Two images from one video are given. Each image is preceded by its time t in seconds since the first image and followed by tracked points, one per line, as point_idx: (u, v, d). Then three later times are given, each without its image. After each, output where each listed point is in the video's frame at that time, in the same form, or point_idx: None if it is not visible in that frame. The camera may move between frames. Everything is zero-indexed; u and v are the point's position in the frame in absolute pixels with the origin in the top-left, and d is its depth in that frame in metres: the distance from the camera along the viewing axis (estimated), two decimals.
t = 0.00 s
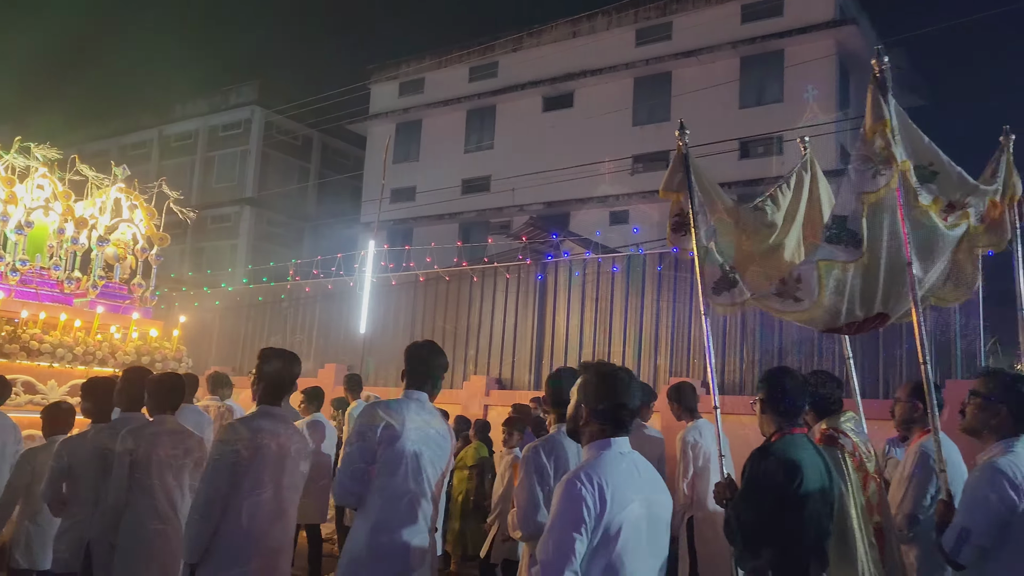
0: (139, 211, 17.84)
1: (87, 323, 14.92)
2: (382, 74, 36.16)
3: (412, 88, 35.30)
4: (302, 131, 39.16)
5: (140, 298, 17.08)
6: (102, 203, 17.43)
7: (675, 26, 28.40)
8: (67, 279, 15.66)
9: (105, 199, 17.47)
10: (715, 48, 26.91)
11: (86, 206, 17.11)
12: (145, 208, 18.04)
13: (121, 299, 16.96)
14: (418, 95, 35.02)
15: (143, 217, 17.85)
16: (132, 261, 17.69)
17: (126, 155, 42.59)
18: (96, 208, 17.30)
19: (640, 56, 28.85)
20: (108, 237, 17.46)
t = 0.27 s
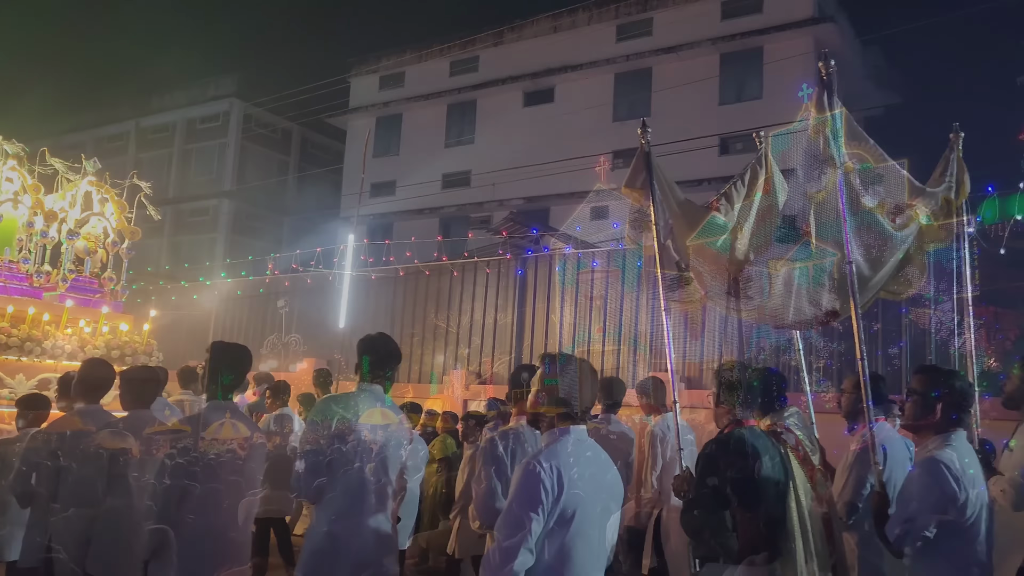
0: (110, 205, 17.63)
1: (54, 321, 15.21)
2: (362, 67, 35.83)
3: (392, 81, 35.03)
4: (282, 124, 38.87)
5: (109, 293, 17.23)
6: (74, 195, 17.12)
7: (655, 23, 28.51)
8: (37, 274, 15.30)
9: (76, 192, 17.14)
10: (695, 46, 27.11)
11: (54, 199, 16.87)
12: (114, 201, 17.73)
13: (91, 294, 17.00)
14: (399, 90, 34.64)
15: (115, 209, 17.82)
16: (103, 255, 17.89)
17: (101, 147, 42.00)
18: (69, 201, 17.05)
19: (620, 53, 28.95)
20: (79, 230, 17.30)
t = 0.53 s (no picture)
0: (76, 203, 21.09)
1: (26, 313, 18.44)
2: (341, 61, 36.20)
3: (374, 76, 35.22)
4: (263, 120, 38.83)
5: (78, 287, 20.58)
6: (42, 195, 20.47)
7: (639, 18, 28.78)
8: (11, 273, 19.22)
9: (45, 192, 20.53)
10: (678, 41, 27.28)
11: (30, 195, 19.95)
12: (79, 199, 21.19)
13: (59, 288, 20.10)
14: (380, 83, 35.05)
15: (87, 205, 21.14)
16: (76, 248, 21.24)
17: (79, 142, 41.63)
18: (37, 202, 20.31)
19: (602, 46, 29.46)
20: (53, 226, 20.75)
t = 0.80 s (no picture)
0: (54, 197, 23.31)
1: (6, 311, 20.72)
2: (327, 57, 37.50)
3: (360, 71, 36.93)
4: (247, 113, 38.78)
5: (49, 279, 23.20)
6: (21, 187, 22.71)
7: (622, 17, 31.24)
8: None
9: (24, 184, 22.74)
10: (664, 38, 29.83)
11: (4, 190, 22.43)
12: (56, 192, 23.36)
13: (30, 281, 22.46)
14: (365, 80, 36.53)
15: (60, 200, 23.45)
16: (48, 242, 23.84)
17: (62, 135, 41.33)
18: (17, 193, 22.66)
19: (589, 45, 31.64)
20: (27, 219, 22.99)
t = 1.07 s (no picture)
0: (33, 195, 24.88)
1: None
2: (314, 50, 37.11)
3: (348, 64, 36.70)
4: (234, 108, 38.65)
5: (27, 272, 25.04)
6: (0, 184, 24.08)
7: (611, 11, 31.34)
8: None
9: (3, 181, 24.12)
10: (653, 35, 30.08)
11: None
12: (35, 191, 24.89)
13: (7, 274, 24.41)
14: (353, 73, 36.33)
15: (37, 194, 25.05)
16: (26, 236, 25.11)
17: (45, 129, 40.76)
18: None
19: (578, 40, 31.72)
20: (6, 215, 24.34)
